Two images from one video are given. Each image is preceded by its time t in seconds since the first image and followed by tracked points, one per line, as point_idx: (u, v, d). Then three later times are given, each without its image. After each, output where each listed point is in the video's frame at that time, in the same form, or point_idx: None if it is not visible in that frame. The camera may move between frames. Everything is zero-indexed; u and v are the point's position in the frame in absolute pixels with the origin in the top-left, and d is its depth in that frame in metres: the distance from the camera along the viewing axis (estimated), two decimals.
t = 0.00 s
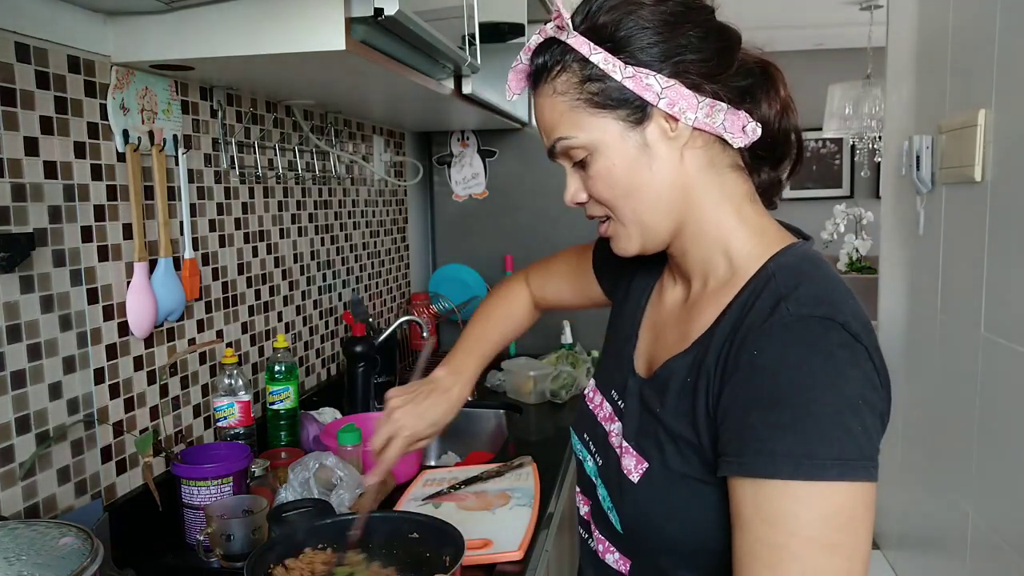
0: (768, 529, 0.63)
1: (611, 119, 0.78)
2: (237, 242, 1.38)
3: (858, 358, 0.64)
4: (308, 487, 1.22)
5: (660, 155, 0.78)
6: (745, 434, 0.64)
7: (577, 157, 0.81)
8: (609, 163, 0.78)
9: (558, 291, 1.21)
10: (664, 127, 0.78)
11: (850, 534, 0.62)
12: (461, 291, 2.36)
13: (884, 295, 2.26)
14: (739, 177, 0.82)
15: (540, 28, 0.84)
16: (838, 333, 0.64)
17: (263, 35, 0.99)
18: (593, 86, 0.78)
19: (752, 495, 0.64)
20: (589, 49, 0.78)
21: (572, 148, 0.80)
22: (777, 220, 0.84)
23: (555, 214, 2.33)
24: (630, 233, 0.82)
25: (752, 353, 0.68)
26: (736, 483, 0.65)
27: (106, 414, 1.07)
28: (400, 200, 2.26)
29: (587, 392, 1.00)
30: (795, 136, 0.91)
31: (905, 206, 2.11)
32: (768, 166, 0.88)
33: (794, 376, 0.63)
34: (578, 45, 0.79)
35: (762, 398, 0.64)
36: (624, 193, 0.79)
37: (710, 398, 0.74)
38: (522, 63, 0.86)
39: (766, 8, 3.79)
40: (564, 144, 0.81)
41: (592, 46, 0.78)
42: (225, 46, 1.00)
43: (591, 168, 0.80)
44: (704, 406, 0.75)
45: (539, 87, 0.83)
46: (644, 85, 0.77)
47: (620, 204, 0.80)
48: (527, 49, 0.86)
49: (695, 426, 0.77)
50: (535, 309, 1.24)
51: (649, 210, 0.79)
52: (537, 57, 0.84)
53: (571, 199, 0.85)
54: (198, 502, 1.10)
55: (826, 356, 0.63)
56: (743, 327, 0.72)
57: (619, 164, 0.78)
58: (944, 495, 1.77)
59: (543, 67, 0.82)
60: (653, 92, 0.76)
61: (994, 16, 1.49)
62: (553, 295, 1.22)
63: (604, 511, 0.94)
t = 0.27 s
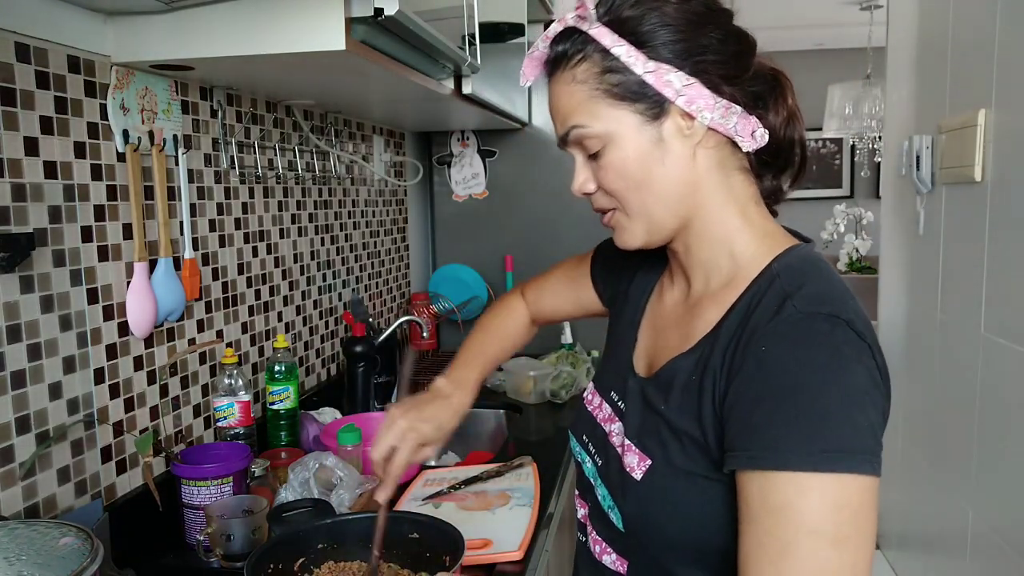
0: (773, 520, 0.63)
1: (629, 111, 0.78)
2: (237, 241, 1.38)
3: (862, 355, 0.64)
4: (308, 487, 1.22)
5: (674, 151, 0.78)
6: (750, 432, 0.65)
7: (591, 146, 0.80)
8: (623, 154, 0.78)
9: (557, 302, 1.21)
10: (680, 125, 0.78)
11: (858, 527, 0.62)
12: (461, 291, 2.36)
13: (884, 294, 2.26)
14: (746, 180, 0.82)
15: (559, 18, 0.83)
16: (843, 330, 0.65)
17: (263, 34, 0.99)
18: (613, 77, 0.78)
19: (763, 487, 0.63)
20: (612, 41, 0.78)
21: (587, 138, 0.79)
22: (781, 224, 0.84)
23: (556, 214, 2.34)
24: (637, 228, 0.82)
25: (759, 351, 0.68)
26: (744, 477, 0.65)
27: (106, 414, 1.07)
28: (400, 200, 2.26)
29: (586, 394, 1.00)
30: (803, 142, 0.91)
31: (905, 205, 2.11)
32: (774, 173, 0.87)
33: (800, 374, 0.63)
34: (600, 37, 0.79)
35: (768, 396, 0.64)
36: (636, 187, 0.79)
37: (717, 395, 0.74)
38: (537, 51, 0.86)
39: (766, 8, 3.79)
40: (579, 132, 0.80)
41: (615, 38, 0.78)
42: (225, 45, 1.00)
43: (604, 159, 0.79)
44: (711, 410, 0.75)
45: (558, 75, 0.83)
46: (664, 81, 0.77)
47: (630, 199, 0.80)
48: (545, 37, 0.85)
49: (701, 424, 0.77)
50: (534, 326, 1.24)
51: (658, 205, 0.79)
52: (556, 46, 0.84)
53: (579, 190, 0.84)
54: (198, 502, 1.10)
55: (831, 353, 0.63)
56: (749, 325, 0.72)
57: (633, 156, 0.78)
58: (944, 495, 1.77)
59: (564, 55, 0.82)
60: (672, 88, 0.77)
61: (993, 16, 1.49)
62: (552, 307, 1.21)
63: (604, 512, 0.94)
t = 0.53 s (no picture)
0: (776, 466, 0.63)
1: (700, 97, 0.79)
2: (237, 241, 1.38)
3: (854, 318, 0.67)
4: (308, 487, 1.22)
5: (723, 143, 0.82)
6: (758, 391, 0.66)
7: (652, 119, 0.78)
8: (690, 136, 0.78)
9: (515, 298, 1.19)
10: (732, 122, 0.83)
11: (857, 475, 0.63)
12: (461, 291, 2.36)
13: (884, 294, 2.26)
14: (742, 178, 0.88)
15: None
16: (837, 296, 0.68)
17: (263, 34, 0.99)
18: (695, 62, 0.78)
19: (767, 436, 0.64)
20: (699, 28, 0.79)
21: (654, 113, 0.78)
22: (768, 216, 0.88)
23: (556, 214, 2.34)
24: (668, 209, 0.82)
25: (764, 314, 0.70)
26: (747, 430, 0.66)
27: (106, 414, 1.07)
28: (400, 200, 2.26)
29: (575, 388, 0.98)
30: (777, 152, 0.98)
31: (904, 206, 2.11)
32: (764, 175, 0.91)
33: (801, 340, 0.66)
34: (687, 23, 0.79)
35: (777, 362, 0.66)
36: (688, 169, 0.80)
37: (722, 357, 0.76)
38: (586, 19, 0.85)
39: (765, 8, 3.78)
40: (647, 104, 0.78)
41: (700, 26, 0.79)
42: (225, 45, 1.00)
43: (667, 137, 0.78)
44: (715, 374, 0.76)
45: (626, 44, 0.79)
46: (733, 78, 0.80)
47: (677, 180, 0.80)
48: (600, 7, 0.84)
49: (706, 386, 0.78)
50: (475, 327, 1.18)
51: (696, 187, 0.82)
52: (620, 19, 0.81)
53: (615, 164, 0.80)
54: (198, 502, 1.10)
55: (830, 319, 0.66)
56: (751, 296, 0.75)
57: (695, 140, 0.79)
58: (944, 495, 1.77)
59: (638, 28, 0.80)
60: (738, 86, 0.81)
61: (993, 16, 1.49)
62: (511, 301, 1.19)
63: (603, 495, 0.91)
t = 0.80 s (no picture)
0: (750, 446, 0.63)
1: (702, 106, 0.81)
2: (237, 241, 1.38)
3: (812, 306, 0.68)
4: (307, 487, 1.23)
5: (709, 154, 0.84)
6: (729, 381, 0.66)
7: (657, 120, 0.79)
8: (689, 143, 0.80)
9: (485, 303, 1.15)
10: (716, 134, 0.85)
11: (830, 455, 0.63)
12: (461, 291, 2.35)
13: (884, 294, 2.26)
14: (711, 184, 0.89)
15: None
16: (798, 284, 0.69)
17: (263, 34, 0.99)
18: (702, 74, 0.80)
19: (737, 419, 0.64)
20: (706, 42, 0.81)
21: (661, 115, 0.79)
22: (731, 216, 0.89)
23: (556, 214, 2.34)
24: (658, 210, 0.83)
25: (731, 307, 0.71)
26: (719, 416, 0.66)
27: (105, 414, 1.07)
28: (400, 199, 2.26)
29: (559, 389, 0.96)
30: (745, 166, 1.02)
31: (905, 206, 2.11)
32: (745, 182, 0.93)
33: (766, 326, 0.66)
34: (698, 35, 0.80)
35: (743, 346, 0.67)
36: (681, 174, 0.81)
37: (695, 347, 0.76)
38: (599, 18, 0.85)
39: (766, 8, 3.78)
40: (657, 105, 0.78)
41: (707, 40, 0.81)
42: (225, 45, 1.00)
43: (670, 140, 0.80)
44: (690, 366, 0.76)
45: (645, 44, 0.79)
46: (726, 93, 0.83)
47: (670, 182, 0.82)
48: (613, 8, 0.84)
49: (681, 376, 0.77)
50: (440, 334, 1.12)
51: (684, 191, 0.83)
52: (634, 20, 0.81)
53: (616, 159, 0.81)
54: (197, 502, 1.10)
55: (792, 302, 0.67)
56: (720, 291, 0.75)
57: (693, 147, 0.81)
58: (944, 495, 1.77)
59: (656, 32, 0.80)
60: (729, 101, 0.83)
61: (994, 16, 1.49)
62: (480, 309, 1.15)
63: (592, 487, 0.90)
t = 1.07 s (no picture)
0: (740, 438, 0.64)
1: (702, 107, 0.81)
2: (237, 241, 1.38)
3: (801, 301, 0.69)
4: (307, 486, 1.22)
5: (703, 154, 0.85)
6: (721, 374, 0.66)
7: (659, 118, 0.79)
8: (688, 142, 0.81)
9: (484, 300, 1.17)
10: (710, 136, 0.85)
11: (819, 444, 0.63)
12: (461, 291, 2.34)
13: (884, 293, 2.26)
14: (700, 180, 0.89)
15: None
16: (786, 278, 0.70)
17: (263, 33, 0.99)
18: (703, 76, 0.81)
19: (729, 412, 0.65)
20: (708, 44, 0.81)
21: (664, 113, 0.79)
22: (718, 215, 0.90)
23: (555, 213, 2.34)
24: (655, 207, 0.83)
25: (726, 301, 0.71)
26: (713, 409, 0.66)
27: (106, 414, 1.07)
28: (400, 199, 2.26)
29: (548, 386, 0.96)
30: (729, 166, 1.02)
31: (905, 205, 2.11)
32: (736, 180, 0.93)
33: (758, 320, 0.66)
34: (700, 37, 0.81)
35: (737, 344, 0.66)
36: (678, 172, 0.82)
37: (689, 344, 0.76)
38: (605, 16, 0.85)
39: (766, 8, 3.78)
40: (660, 103, 0.79)
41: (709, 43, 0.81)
42: (225, 45, 1.00)
43: (671, 139, 0.80)
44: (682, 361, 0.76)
45: (653, 42, 0.79)
46: (723, 96, 0.83)
47: (668, 180, 0.82)
48: (620, 7, 0.84)
49: (675, 372, 0.77)
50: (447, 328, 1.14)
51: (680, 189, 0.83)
52: (640, 18, 0.82)
53: (616, 153, 0.80)
54: (197, 502, 1.10)
55: (782, 296, 0.67)
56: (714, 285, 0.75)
57: (691, 147, 0.81)
58: (944, 495, 1.77)
59: (664, 30, 0.80)
60: (725, 104, 0.84)
61: (994, 16, 1.49)
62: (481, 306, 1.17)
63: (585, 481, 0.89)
